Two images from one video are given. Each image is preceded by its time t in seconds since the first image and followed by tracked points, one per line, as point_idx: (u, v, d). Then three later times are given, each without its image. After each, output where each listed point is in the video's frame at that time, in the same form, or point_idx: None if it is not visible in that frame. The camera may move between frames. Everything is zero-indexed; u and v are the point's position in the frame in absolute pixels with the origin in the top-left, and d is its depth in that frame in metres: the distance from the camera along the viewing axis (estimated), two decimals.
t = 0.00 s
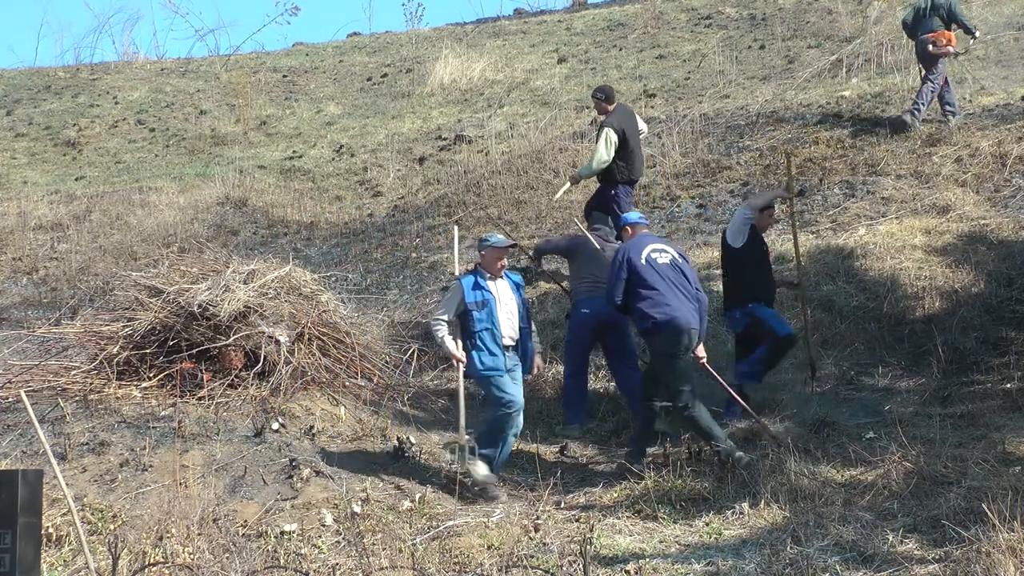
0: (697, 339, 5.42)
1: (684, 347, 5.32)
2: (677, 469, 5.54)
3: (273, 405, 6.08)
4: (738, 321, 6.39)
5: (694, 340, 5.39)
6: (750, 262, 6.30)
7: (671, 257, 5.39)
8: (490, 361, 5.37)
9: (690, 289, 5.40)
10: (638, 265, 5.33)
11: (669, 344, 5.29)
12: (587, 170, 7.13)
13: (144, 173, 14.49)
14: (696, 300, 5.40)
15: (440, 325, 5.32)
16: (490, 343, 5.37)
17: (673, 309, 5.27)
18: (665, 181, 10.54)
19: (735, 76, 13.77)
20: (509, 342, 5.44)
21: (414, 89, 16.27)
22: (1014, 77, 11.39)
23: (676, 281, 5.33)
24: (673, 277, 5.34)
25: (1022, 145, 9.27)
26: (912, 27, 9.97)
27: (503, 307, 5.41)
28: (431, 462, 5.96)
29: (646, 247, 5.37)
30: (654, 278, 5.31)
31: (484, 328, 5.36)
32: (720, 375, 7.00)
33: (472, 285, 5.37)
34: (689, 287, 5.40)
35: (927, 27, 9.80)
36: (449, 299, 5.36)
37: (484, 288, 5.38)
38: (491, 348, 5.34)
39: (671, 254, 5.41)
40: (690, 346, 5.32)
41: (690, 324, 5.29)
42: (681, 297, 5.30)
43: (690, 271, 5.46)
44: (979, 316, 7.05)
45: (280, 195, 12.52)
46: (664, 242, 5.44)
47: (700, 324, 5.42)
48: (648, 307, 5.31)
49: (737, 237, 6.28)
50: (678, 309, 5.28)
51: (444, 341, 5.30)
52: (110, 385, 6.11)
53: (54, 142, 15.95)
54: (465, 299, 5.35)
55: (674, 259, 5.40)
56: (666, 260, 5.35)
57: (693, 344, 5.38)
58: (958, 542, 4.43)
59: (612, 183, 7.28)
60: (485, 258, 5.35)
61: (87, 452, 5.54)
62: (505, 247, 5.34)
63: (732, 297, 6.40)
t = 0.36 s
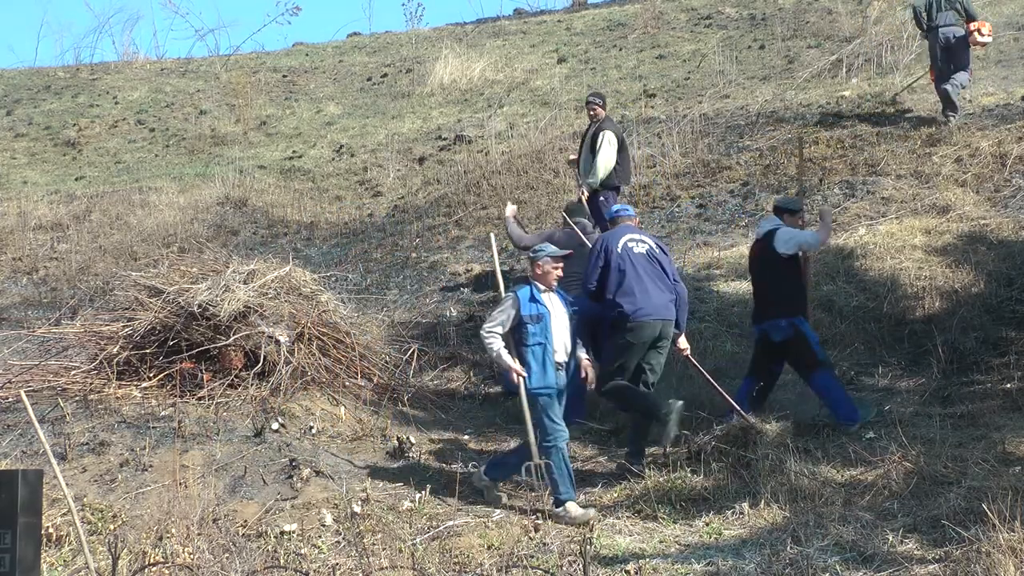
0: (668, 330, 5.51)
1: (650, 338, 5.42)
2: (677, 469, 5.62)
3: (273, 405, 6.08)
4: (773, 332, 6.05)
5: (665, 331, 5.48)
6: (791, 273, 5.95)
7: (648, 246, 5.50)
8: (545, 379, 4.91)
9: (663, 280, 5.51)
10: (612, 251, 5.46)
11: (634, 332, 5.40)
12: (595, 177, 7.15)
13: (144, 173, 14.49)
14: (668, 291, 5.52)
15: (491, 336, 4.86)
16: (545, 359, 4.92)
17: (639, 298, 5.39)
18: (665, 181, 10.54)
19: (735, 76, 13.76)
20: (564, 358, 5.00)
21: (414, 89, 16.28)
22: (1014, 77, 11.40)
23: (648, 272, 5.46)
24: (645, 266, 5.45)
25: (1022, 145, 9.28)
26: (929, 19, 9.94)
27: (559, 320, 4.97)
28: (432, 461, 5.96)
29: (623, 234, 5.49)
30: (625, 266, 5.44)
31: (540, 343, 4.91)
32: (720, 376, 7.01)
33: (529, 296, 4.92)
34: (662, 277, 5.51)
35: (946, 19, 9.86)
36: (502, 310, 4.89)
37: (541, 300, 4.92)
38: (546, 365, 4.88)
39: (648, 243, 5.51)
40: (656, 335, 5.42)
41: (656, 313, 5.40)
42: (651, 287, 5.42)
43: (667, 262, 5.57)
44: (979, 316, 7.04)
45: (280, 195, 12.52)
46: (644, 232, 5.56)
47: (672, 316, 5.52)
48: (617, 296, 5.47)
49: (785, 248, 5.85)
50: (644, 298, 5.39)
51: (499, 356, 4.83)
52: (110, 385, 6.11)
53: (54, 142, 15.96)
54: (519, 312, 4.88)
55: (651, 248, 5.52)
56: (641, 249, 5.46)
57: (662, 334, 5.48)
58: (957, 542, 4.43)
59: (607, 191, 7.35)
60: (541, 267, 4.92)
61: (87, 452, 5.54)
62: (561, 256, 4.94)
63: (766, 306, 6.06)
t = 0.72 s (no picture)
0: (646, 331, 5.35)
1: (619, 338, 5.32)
2: (677, 470, 5.61)
3: (273, 405, 6.08)
4: (813, 325, 5.96)
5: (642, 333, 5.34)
6: (846, 277, 5.85)
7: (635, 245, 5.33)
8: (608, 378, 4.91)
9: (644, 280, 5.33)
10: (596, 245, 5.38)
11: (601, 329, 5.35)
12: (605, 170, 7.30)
13: (144, 173, 14.50)
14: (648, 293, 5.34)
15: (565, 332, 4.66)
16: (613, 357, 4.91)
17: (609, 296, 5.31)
18: (664, 181, 10.55)
19: (735, 76, 13.76)
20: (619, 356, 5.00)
21: (413, 89, 16.28)
22: (1014, 77, 11.40)
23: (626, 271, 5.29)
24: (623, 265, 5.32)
25: (1022, 145, 9.28)
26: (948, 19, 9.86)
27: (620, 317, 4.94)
28: (432, 461, 5.96)
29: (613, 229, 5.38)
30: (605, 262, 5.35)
31: (609, 339, 4.88)
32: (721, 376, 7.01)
33: (598, 292, 4.85)
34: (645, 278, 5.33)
35: (964, 20, 9.89)
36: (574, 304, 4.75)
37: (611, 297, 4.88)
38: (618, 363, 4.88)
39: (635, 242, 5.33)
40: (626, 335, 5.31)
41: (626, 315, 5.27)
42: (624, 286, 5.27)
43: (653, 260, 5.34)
44: (979, 316, 7.04)
45: (280, 195, 12.53)
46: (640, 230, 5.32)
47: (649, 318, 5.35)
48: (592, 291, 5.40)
49: (853, 255, 5.77)
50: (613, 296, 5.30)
51: (574, 350, 4.64)
52: (110, 385, 6.11)
53: (54, 142, 15.96)
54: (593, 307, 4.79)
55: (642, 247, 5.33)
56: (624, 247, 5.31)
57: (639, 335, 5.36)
58: (957, 542, 4.43)
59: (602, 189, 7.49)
60: (610, 262, 4.80)
61: (87, 452, 5.54)
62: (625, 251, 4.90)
63: (812, 299, 5.96)
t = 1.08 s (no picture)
0: (619, 337, 5.40)
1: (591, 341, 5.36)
2: (677, 469, 5.61)
3: (273, 405, 6.08)
4: (836, 321, 5.92)
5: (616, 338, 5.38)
6: (871, 273, 5.85)
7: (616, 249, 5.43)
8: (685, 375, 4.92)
9: (620, 284, 5.41)
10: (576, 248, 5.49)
11: (575, 331, 5.40)
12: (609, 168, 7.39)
13: (144, 173, 14.50)
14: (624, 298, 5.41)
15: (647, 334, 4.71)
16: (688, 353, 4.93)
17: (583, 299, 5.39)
18: (664, 181, 10.55)
19: (736, 76, 13.76)
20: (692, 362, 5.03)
21: (414, 89, 16.28)
22: (1014, 77, 11.40)
23: (601, 274, 5.40)
24: (599, 269, 5.42)
25: (1022, 145, 9.28)
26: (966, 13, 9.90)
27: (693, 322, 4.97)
28: (433, 462, 5.95)
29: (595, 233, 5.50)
30: (584, 265, 5.44)
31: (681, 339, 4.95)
32: (720, 376, 7.01)
33: (674, 294, 4.86)
34: (620, 284, 5.41)
35: (978, 18, 9.95)
36: (656, 306, 4.76)
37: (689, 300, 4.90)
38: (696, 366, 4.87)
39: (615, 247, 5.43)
40: (597, 338, 5.35)
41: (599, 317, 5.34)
42: (596, 288, 5.38)
43: (630, 268, 5.42)
44: (979, 316, 7.03)
45: (280, 195, 12.53)
46: (620, 234, 5.46)
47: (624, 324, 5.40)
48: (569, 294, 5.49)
49: (880, 251, 5.80)
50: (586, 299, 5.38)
51: (656, 351, 4.71)
52: (110, 386, 6.11)
53: (54, 142, 15.96)
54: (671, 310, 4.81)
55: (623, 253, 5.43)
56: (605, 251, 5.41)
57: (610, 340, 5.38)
58: (957, 542, 4.43)
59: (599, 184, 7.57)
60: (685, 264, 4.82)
61: (87, 452, 5.54)
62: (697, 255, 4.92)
63: (834, 295, 5.92)
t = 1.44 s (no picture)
0: (583, 336, 5.41)
1: (554, 341, 5.37)
2: (677, 469, 5.61)
3: (273, 406, 6.07)
4: (862, 320, 5.97)
5: (581, 337, 5.39)
6: (884, 268, 5.98)
7: (575, 249, 5.47)
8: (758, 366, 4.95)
9: (579, 284, 5.44)
10: (535, 250, 5.53)
11: (538, 333, 5.41)
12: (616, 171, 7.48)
13: (144, 173, 14.50)
14: (585, 298, 5.44)
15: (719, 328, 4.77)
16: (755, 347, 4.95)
17: (544, 300, 5.41)
18: (664, 181, 10.54)
19: (736, 76, 13.76)
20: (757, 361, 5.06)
21: (413, 89, 16.28)
22: (1014, 77, 11.40)
23: (561, 274, 5.44)
24: (560, 269, 5.45)
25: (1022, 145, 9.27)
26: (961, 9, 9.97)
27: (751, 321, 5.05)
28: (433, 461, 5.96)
29: (552, 235, 5.55)
30: (544, 266, 5.47)
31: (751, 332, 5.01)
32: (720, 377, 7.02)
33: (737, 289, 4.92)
34: (581, 283, 5.45)
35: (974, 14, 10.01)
36: (721, 301, 4.82)
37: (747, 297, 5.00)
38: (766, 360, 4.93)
39: (574, 247, 5.48)
40: (561, 338, 5.37)
41: (561, 317, 5.36)
42: (558, 288, 5.41)
43: (590, 268, 5.47)
44: (979, 316, 7.02)
45: (280, 195, 12.52)
46: (577, 235, 5.52)
47: (587, 324, 5.42)
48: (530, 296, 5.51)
49: (889, 245, 5.95)
50: (547, 299, 5.41)
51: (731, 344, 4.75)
52: (110, 386, 6.11)
53: (54, 142, 15.96)
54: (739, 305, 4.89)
55: (582, 252, 5.48)
56: (564, 252, 5.45)
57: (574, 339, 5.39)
58: (957, 542, 4.43)
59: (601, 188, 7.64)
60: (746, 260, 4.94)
61: (87, 452, 5.54)
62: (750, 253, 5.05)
63: (853, 295, 5.99)
